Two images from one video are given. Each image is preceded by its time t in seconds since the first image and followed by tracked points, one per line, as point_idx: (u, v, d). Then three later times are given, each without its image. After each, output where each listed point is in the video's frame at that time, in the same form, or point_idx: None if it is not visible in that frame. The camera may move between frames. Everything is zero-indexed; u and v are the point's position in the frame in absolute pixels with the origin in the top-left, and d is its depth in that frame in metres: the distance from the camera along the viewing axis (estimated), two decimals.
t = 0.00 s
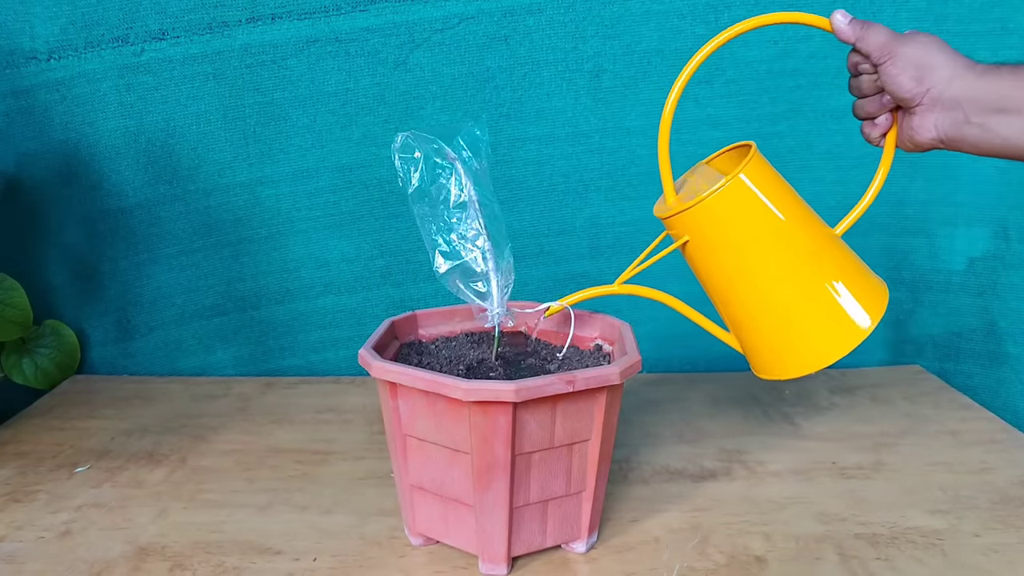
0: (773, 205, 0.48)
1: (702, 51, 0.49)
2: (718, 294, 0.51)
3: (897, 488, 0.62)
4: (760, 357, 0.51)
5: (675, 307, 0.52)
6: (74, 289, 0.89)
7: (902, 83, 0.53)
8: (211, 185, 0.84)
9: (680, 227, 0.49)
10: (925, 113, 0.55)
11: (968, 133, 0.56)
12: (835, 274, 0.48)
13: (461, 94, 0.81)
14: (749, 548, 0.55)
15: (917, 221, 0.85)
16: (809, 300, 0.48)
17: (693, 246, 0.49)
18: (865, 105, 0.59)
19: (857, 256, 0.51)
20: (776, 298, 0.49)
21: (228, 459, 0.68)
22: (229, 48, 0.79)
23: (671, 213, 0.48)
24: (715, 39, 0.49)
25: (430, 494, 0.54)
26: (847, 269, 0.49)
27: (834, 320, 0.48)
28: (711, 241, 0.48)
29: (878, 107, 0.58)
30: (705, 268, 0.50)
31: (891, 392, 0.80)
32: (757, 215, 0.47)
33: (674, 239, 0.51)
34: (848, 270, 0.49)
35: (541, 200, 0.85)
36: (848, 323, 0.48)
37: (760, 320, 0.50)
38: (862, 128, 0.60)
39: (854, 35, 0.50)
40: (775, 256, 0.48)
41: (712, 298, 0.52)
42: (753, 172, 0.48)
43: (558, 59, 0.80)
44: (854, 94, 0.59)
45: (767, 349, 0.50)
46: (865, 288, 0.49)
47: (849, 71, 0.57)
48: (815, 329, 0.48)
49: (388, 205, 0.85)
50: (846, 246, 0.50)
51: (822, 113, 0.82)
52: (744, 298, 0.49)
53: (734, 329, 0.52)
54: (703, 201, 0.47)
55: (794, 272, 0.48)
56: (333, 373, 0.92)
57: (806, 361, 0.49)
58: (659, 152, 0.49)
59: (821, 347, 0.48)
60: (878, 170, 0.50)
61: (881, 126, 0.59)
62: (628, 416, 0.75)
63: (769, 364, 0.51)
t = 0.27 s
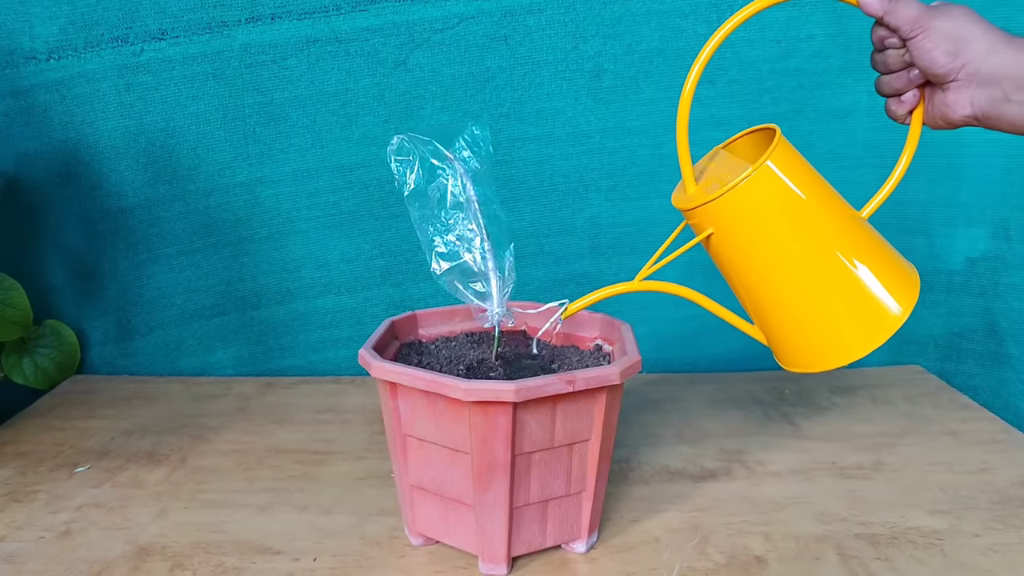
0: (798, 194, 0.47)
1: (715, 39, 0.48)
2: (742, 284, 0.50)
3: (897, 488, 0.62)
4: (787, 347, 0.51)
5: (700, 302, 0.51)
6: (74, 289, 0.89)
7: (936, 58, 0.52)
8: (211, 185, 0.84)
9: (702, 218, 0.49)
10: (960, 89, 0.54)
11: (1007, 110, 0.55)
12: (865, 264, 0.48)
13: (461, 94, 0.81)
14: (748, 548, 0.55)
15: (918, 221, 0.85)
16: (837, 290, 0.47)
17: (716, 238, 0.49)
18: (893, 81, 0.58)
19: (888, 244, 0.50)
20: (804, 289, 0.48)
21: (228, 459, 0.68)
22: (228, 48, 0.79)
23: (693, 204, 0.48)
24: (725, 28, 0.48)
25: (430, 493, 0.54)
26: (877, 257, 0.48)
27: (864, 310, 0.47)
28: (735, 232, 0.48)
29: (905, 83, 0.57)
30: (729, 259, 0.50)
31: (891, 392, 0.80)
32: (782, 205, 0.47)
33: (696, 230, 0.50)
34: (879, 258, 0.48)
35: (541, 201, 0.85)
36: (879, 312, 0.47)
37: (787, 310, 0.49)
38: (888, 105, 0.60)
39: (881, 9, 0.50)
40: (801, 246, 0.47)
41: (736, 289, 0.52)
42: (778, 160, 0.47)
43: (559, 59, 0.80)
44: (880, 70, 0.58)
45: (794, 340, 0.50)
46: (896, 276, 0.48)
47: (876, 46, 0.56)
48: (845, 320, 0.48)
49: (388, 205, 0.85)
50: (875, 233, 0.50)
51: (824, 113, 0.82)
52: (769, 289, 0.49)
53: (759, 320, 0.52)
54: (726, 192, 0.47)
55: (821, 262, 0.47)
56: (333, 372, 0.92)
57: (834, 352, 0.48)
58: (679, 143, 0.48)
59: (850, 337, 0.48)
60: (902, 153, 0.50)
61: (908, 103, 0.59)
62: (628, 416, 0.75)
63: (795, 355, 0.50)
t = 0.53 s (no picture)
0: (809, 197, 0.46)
1: (724, 32, 0.46)
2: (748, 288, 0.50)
3: (897, 488, 0.62)
4: (791, 354, 0.50)
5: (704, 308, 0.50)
6: (74, 289, 0.89)
7: (958, 57, 0.51)
8: (210, 185, 0.84)
9: (709, 219, 0.48)
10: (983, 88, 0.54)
11: None
12: (875, 271, 0.47)
13: (461, 93, 0.81)
14: (749, 548, 0.55)
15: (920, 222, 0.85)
16: (847, 298, 0.47)
17: (723, 239, 0.48)
18: (909, 83, 0.57)
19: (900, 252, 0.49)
20: (813, 295, 0.47)
21: (228, 459, 0.68)
22: (228, 48, 0.79)
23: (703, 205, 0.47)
24: (731, 23, 0.46)
25: (429, 493, 0.54)
26: (890, 265, 0.47)
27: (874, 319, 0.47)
28: (743, 234, 0.47)
29: (923, 84, 0.57)
30: (736, 261, 0.49)
31: (891, 392, 0.80)
32: (791, 208, 0.46)
33: (702, 230, 0.50)
34: (890, 266, 0.48)
35: (542, 201, 0.85)
36: (890, 322, 0.47)
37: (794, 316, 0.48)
38: (904, 108, 0.59)
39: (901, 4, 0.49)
40: (811, 250, 0.47)
41: (741, 293, 0.51)
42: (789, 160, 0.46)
43: (559, 58, 0.80)
44: (897, 71, 0.57)
45: (798, 346, 0.49)
46: (907, 286, 0.48)
47: (894, 43, 0.56)
48: (853, 329, 0.47)
49: (388, 205, 0.85)
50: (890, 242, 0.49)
51: (826, 113, 0.82)
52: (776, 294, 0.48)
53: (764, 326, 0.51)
54: (734, 191, 0.46)
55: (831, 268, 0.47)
56: (333, 372, 0.92)
57: (839, 363, 0.48)
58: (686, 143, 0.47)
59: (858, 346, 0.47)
60: (922, 151, 0.49)
61: (925, 105, 0.57)
62: (628, 417, 0.75)
63: (799, 363, 0.50)
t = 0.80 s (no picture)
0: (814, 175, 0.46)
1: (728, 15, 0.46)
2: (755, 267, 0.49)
3: (897, 488, 0.62)
4: (793, 333, 0.50)
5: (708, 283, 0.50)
6: (73, 289, 0.89)
7: (964, 32, 0.53)
8: (209, 185, 0.84)
9: (714, 194, 0.48)
10: (990, 66, 0.54)
11: None
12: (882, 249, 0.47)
13: (461, 93, 0.81)
14: (748, 548, 0.55)
15: (920, 222, 0.85)
16: (852, 276, 0.47)
17: (728, 216, 0.48)
18: (917, 61, 0.57)
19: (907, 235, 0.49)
20: (818, 273, 0.47)
21: (228, 459, 0.68)
22: (226, 48, 0.79)
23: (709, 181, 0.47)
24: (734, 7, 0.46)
25: (429, 494, 0.54)
26: (894, 242, 0.47)
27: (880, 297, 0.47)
28: (747, 209, 0.47)
29: (932, 62, 0.57)
30: (740, 238, 0.49)
31: (891, 392, 0.80)
32: (795, 185, 0.46)
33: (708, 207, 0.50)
34: (896, 244, 0.48)
35: (542, 201, 0.85)
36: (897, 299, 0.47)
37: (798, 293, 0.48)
38: (913, 87, 0.59)
39: None
40: (817, 224, 0.47)
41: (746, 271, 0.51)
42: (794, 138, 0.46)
43: (560, 58, 0.80)
44: (905, 49, 0.58)
45: (800, 326, 0.49)
46: (912, 266, 0.48)
47: (902, 22, 0.57)
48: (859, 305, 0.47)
49: (388, 205, 0.85)
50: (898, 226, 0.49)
51: (826, 113, 0.82)
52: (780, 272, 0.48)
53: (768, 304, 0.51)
54: (739, 166, 0.46)
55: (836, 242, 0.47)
56: (333, 373, 0.92)
57: (841, 342, 0.48)
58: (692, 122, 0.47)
59: (862, 323, 0.47)
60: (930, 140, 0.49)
61: (933, 84, 0.57)
62: (628, 417, 0.75)
63: (800, 341, 0.50)
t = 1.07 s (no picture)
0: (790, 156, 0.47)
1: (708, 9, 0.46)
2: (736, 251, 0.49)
3: (897, 488, 0.62)
4: (777, 314, 0.50)
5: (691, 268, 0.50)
6: (73, 289, 0.89)
7: (939, 25, 0.53)
8: (208, 186, 0.84)
9: (694, 182, 0.48)
10: (965, 57, 0.54)
11: (1012, 80, 0.54)
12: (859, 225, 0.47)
13: (461, 93, 0.81)
14: (748, 548, 0.55)
15: (919, 222, 0.85)
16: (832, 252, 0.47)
17: (708, 202, 0.48)
18: (900, 53, 0.59)
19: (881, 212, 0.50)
20: (799, 251, 0.47)
21: (228, 459, 0.68)
22: (225, 48, 0.79)
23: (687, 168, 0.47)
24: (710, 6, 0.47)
25: (429, 494, 0.54)
26: (868, 224, 0.47)
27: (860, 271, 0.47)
28: (727, 194, 0.47)
29: (912, 54, 0.58)
30: (721, 224, 0.49)
31: (891, 392, 0.80)
32: (772, 167, 0.46)
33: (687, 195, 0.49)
34: (872, 219, 0.48)
35: (542, 201, 0.85)
36: (877, 272, 0.47)
37: (782, 274, 0.48)
38: (897, 77, 0.60)
39: None
40: (795, 205, 0.47)
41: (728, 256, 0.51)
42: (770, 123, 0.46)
43: (560, 58, 0.80)
44: (889, 40, 0.59)
45: (784, 306, 0.49)
46: (888, 240, 0.48)
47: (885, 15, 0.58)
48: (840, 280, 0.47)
49: (387, 205, 0.85)
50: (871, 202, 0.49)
51: (826, 113, 0.82)
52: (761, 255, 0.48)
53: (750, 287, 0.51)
54: (718, 153, 0.46)
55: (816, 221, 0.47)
56: (333, 373, 0.92)
57: (829, 319, 0.48)
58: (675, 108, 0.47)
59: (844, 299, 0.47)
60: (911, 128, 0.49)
61: (915, 75, 0.59)
62: (628, 417, 0.75)
63: (786, 321, 0.49)
